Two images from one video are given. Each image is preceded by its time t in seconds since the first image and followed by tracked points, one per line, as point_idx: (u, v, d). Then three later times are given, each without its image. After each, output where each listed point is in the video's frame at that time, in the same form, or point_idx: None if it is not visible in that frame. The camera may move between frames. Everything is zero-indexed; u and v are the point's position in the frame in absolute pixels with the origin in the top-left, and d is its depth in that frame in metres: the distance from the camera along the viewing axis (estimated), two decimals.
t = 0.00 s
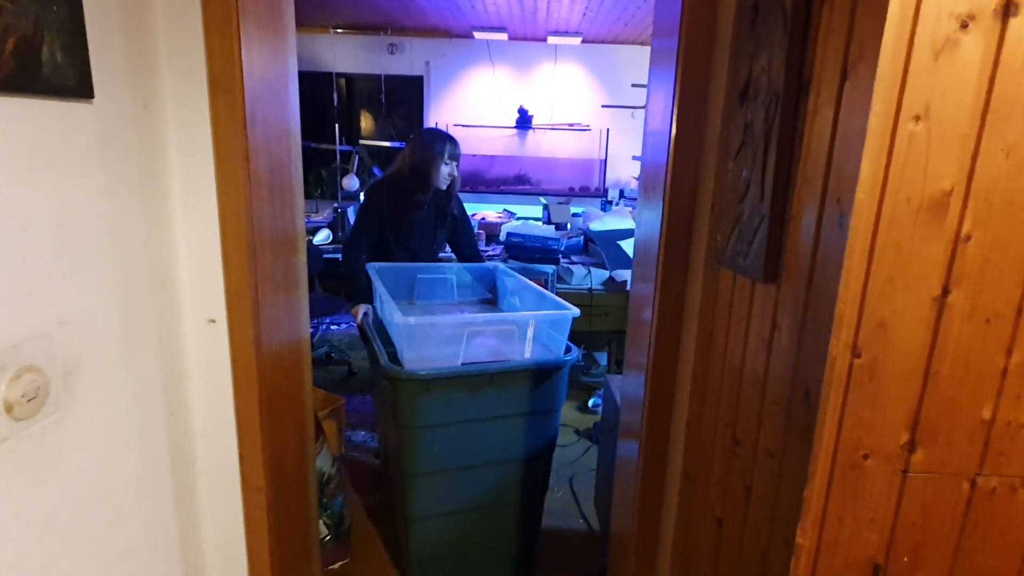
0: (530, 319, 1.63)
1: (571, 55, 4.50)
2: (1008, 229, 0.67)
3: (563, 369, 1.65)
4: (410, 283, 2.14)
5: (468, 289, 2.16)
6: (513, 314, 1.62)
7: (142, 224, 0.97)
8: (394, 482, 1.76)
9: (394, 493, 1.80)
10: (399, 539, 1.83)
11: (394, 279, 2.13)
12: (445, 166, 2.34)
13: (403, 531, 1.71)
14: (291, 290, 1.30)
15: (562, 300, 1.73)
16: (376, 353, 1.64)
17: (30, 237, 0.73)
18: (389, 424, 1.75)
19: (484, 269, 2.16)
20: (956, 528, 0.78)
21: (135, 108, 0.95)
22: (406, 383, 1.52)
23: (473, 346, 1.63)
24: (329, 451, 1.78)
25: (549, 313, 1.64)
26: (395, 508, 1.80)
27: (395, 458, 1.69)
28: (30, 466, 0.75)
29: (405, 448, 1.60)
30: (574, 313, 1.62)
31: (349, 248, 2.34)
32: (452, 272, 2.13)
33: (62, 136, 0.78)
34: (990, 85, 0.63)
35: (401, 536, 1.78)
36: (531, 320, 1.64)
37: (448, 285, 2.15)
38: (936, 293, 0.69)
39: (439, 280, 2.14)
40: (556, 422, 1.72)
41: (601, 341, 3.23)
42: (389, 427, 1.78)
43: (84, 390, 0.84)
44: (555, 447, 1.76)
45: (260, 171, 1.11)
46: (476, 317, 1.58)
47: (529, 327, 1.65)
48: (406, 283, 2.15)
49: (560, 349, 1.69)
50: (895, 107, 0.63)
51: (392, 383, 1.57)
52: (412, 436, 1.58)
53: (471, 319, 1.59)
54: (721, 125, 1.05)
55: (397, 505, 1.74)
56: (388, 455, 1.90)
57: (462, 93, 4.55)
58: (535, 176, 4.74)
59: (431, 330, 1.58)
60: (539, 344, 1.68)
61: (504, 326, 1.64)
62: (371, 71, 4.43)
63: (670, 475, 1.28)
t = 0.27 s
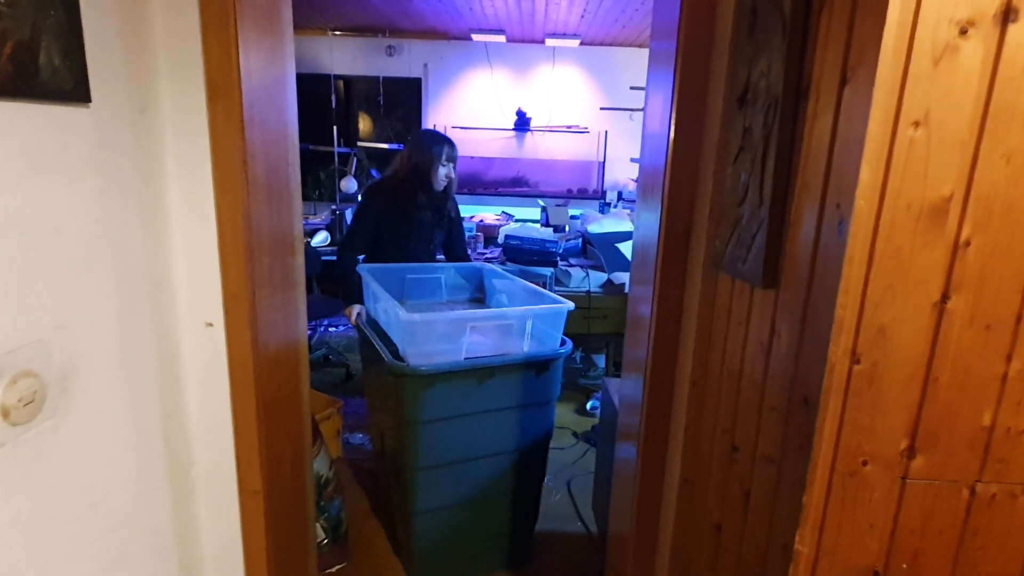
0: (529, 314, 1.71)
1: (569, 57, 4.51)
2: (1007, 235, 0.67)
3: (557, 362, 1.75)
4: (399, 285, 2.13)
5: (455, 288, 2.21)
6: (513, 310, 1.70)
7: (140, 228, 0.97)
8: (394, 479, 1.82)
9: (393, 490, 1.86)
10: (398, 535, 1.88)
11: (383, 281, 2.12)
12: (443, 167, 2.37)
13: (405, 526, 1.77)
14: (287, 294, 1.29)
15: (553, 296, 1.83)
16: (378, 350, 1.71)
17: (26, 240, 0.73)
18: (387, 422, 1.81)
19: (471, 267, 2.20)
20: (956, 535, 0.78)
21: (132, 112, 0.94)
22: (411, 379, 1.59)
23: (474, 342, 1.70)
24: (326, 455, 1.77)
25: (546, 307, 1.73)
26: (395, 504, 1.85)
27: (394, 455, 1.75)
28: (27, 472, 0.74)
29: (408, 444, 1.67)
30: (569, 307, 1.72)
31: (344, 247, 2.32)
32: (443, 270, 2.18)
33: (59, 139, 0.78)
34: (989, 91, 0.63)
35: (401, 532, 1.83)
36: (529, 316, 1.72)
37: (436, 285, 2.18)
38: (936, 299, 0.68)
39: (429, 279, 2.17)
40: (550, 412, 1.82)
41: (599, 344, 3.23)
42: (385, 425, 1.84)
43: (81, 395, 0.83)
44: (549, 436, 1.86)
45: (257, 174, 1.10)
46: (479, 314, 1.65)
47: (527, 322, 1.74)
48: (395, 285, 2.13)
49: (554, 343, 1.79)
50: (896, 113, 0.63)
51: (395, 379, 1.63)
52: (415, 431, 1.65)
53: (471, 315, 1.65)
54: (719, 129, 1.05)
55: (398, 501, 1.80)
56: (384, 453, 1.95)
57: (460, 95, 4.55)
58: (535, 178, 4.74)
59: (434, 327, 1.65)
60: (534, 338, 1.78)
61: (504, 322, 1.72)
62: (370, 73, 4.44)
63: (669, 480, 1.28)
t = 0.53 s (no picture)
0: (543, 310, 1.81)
1: (567, 59, 4.52)
2: (1005, 237, 0.67)
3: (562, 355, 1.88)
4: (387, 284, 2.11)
5: (437, 287, 2.25)
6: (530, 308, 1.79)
7: (136, 231, 0.96)
8: (407, 479, 1.85)
9: (404, 489, 1.89)
10: (409, 534, 1.92)
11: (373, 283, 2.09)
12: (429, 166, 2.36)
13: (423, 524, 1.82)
14: (285, 297, 1.29)
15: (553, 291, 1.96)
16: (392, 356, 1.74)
17: (20, 243, 0.72)
18: (398, 423, 1.84)
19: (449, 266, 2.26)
20: (954, 537, 0.78)
21: (129, 114, 0.94)
22: (436, 383, 1.65)
23: (491, 341, 1.77)
24: (324, 457, 1.77)
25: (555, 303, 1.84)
26: (408, 504, 1.89)
27: (412, 455, 1.79)
28: (21, 476, 0.74)
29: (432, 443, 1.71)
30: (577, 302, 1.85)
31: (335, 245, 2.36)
32: (425, 271, 2.21)
33: (54, 142, 0.77)
34: (987, 93, 0.63)
35: (415, 530, 1.87)
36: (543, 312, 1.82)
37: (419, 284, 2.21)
38: (933, 302, 0.68)
39: (411, 280, 2.20)
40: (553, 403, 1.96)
41: (597, 345, 3.23)
42: (394, 425, 1.88)
43: (76, 398, 0.83)
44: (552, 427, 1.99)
45: (254, 176, 1.10)
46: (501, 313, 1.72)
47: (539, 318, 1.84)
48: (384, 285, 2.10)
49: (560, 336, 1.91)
50: (893, 115, 0.63)
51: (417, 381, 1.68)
52: (439, 430, 1.70)
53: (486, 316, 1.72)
54: (717, 131, 1.05)
55: (414, 500, 1.84)
56: (387, 454, 1.97)
57: (458, 96, 4.56)
58: (534, 179, 4.77)
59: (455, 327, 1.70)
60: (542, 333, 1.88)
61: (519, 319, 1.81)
62: (368, 75, 4.45)
63: (667, 482, 1.28)
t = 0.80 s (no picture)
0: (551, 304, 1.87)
1: (564, 61, 4.54)
2: (998, 239, 0.68)
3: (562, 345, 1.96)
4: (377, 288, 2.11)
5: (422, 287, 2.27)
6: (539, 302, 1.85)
7: (133, 233, 0.96)
8: (417, 478, 1.86)
9: (412, 487, 1.89)
10: (419, 533, 1.92)
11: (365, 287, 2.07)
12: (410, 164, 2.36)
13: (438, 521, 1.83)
14: (285, 300, 1.28)
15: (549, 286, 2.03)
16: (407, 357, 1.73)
17: (17, 246, 0.73)
18: (404, 422, 1.84)
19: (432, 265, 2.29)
20: (950, 537, 0.78)
21: (126, 116, 0.94)
22: (458, 380, 1.66)
23: (503, 335, 1.81)
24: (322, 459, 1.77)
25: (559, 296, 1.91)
26: (417, 503, 1.89)
27: (423, 453, 1.80)
28: (19, 478, 0.74)
29: (447, 440, 1.73)
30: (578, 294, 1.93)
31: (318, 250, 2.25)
32: (409, 271, 2.23)
33: (52, 145, 0.78)
34: (980, 97, 0.64)
35: (428, 529, 1.88)
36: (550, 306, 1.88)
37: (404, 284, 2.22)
38: (928, 304, 0.69)
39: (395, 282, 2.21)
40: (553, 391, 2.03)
41: (595, 347, 3.23)
42: (398, 424, 1.87)
43: (73, 401, 0.83)
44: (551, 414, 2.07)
45: (253, 179, 1.10)
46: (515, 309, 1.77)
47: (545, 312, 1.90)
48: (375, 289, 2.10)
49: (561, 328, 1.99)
50: (887, 119, 0.64)
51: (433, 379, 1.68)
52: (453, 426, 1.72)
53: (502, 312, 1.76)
54: (714, 133, 1.05)
55: (425, 498, 1.85)
56: (389, 455, 1.96)
57: (456, 98, 4.59)
58: (530, 181, 4.75)
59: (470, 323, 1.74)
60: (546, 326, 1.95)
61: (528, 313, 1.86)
62: (365, 77, 4.47)
63: (665, 483, 1.28)
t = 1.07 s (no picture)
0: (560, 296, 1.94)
1: (564, 63, 4.56)
2: (992, 243, 0.68)
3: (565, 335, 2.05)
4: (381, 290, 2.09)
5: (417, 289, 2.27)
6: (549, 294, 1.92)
7: (134, 235, 0.97)
8: (433, 471, 1.90)
9: (427, 480, 1.92)
10: (434, 527, 1.95)
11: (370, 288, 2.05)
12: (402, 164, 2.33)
13: (458, 511, 1.88)
14: (285, 302, 1.28)
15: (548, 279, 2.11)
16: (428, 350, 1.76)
17: (19, 247, 0.73)
18: (419, 417, 1.87)
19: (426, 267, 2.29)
20: (944, 538, 0.79)
21: (128, 118, 0.95)
22: (482, 368, 1.72)
23: (518, 327, 1.86)
24: (322, 460, 1.78)
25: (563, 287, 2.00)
26: (433, 496, 1.92)
27: (442, 445, 1.85)
28: (19, 478, 0.74)
29: (469, 430, 1.78)
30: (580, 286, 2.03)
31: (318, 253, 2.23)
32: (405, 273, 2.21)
33: (54, 147, 0.78)
34: (973, 104, 0.65)
35: (446, 521, 1.92)
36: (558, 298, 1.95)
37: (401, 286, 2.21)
38: (923, 307, 0.70)
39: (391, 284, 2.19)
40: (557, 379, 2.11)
41: (593, 349, 3.24)
42: (410, 420, 1.90)
43: (74, 401, 0.84)
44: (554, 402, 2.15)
45: (254, 180, 1.10)
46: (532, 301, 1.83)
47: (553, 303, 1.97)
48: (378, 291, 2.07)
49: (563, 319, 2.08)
50: (882, 124, 0.64)
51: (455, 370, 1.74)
52: (474, 416, 1.77)
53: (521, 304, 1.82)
54: (712, 137, 1.06)
55: (444, 489, 1.89)
56: (397, 453, 1.98)
57: (456, 100, 4.60)
58: (530, 183, 4.76)
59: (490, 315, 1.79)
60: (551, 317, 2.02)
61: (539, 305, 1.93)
62: (365, 78, 4.48)
63: (663, 484, 1.28)
